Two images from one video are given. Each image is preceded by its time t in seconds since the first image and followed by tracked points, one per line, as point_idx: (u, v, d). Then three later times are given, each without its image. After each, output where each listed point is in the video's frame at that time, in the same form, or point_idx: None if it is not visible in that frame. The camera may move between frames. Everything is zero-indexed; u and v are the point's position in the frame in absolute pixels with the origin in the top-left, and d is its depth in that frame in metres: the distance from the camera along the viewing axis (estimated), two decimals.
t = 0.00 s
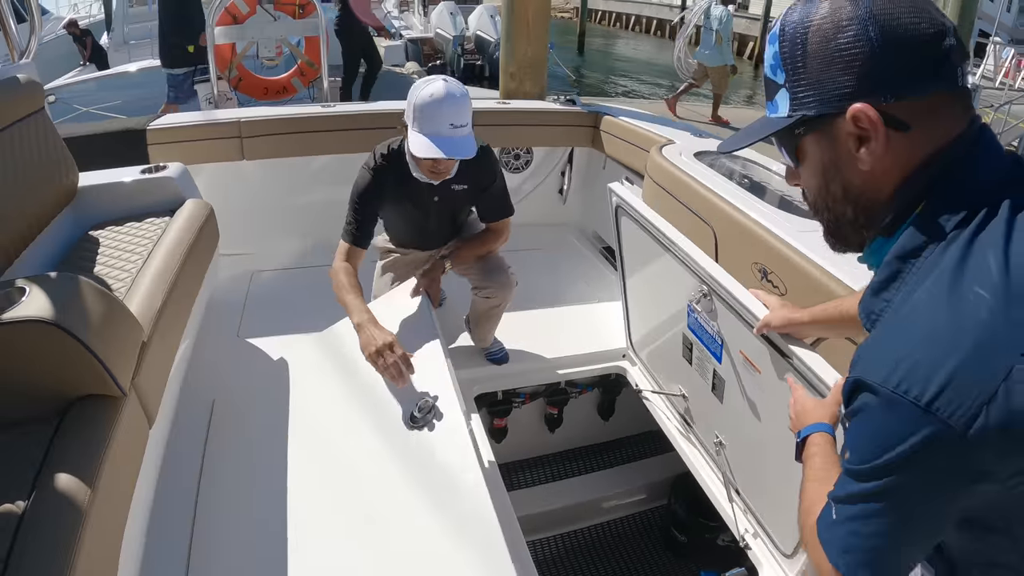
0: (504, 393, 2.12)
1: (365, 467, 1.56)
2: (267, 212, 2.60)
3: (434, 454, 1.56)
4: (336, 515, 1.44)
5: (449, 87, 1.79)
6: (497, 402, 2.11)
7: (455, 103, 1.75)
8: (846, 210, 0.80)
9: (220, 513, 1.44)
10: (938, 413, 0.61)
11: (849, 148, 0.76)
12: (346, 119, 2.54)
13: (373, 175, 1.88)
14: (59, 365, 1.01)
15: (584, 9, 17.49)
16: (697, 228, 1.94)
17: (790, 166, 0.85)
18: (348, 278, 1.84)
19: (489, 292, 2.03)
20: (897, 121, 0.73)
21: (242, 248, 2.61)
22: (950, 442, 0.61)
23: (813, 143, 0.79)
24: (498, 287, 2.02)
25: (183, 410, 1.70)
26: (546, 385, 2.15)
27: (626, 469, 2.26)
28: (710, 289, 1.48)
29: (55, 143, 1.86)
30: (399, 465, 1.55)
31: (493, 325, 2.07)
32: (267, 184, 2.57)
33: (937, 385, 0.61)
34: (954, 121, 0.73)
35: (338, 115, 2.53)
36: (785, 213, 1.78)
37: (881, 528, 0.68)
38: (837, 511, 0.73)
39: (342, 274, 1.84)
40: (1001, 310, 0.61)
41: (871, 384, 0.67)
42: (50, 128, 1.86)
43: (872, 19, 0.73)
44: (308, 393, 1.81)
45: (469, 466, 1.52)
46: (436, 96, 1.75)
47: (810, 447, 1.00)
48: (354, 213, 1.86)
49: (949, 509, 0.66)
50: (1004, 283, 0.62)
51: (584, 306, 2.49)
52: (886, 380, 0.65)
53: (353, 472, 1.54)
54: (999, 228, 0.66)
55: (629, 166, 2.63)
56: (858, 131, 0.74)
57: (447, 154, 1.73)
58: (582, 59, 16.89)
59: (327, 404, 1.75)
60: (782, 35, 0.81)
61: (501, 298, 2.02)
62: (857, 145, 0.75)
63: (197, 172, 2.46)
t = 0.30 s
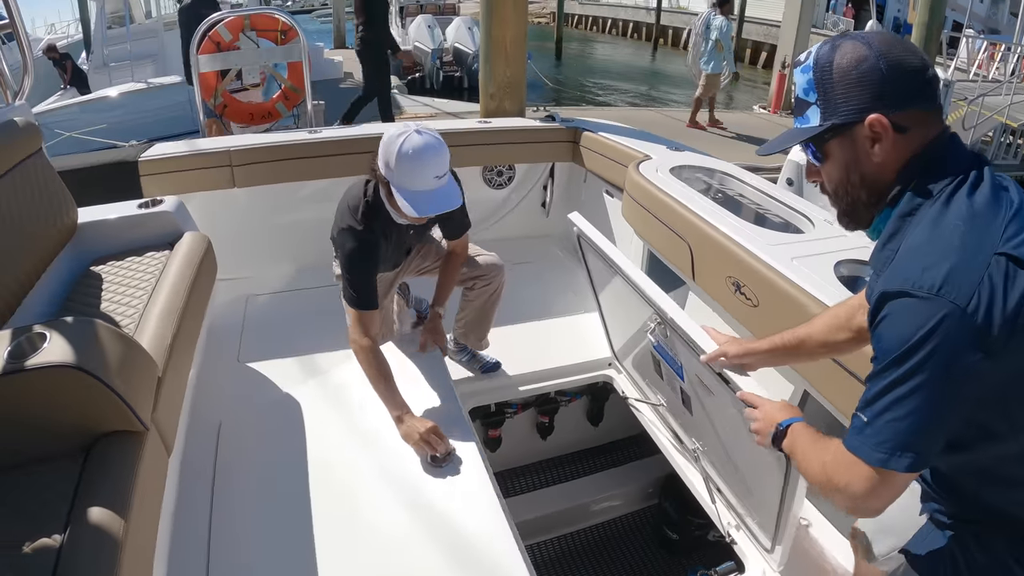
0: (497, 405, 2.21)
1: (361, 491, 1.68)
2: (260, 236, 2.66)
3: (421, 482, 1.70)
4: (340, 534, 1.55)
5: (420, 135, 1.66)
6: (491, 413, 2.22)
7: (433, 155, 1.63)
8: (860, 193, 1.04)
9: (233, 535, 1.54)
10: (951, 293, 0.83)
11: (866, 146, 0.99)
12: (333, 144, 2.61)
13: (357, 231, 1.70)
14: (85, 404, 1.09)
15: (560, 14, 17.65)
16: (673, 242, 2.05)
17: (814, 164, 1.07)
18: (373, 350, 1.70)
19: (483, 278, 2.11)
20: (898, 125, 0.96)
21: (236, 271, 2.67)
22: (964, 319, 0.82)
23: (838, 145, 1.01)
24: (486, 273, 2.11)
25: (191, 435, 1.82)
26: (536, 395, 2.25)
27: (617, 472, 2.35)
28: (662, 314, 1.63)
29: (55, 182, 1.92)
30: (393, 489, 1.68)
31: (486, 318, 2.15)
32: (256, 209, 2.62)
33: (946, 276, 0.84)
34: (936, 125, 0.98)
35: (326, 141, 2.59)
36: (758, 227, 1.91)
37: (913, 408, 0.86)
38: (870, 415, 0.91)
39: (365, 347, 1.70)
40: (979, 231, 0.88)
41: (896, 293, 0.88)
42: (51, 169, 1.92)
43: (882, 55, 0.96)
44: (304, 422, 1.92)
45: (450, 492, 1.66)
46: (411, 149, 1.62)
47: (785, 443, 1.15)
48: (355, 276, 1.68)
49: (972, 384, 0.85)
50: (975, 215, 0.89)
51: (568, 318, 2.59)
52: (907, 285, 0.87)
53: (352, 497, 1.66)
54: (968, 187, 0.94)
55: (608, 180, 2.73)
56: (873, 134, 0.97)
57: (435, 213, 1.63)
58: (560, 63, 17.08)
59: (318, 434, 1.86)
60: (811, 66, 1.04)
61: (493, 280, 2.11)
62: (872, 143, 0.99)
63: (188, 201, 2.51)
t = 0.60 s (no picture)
0: (498, 410, 2.25)
1: (365, 506, 1.75)
2: (257, 252, 2.69)
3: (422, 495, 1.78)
4: (348, 551, 1.62)
5: (425, 184, 1.63)
6: (493, 419, 2.26)
7: (441, 207, 1.61)
8: (850, 188, 1.11)
9: (248, 554, 1.61)
10: (935, 265, 0.90)
11: (857, 145, 1.07)
12: (327, 160, 2.64)
13: (371, 276, 1.67)
14: (116, 433, 1.19)
15: (543, 17, 17.71)
16: (665, 249, 2.11)
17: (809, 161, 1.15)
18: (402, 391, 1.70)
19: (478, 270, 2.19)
20: (887, 129, 1.05)
21: (235, 287, 2.70)
22: (948, 289, 0.90)
23: (834, 145, 1.09)
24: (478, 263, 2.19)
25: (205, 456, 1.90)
26: (536, 401, 2.28)
27: (617, 470, 2.41)
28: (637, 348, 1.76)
29: (58, 208, 1.95)
30: (396, 504, 1.75)
31: (487, 311, 2.25)
32: (252, 223, 2.64)
33: (930, 252, 0.92)
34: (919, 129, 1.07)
35: (320, 157, 2.62)
36: (746, 234, 1.98)
37: (908, 372, 0.92)
38: (870, 381, 0.96)
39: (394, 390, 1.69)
40: (957, 209, 0.95)
41: (887, 270, 0.95)
42: (54, 195, 1.94)
43: (877, 68, 1.05)
44: (310, 439, 1.98)
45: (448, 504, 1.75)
46: (420, 201, 1.59)
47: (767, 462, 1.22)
48: (375, 322, 1.65)
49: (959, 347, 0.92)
50: (953, 197, 0.97)
51: (563, 326, 2.64)
52: (897, 261, 0.94)
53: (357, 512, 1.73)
54: (945, 174, 1.02)
55: (599, 187, 2.79)
56: (865, 136, 1.06)
57: (444, 265, 1.62)
58: (543, 66, 17.20)
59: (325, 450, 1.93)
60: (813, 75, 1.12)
61: (488, 271, 2.20)
62: (864, 143, 1.06)
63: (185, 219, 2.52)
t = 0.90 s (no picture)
0: (506, 406, 2.26)
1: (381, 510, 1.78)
2: (260, 254, 2.69)
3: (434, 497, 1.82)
4: (366, 552, 1.66)
5: (455, 215, 1.61)
6: (501, 415, 2.27)
7: (471, 237, 1.59)
8: (819, 212, 1.15)
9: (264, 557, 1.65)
10: (889, 289, 0.97)
11: (825, 172, 1.10)
12: (330, 162, 2.65)
13: (399, 298, 1.66)
14: (145, 439, 1.23)
15: (530, 15, 17.71)
16: (669, 244, 2.13)
17: (778, 187, 1.18)
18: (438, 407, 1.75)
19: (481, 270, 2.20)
20: (853, 153, 1.08)
21: (238, 289, 2.70)
22: (901, 311, 0.97)
23: (802, 173, 1.11)
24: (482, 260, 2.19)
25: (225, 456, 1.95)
26: (543, 397, 2.29)
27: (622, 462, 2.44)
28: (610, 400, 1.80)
29: (66, 213, 1.95)
30: (408, 507, 1.79)
31: (494, 307, 2.27)
32: (254, 224, 2.64)
33: (885, 276, 0.98)
34: (883, 148, 1.10)
35: (323, 158, 2.63)
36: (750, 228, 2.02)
37: (863, 386, 1.00)
38: (829, 390, 1.04)
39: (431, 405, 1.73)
40: (915, 230, 1.01)
41: (846, 290, 1.02)
42: (62, 200, 1.94)
43: (837, 97, 1.07)
44: (321, 442, 2.01)
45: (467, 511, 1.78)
46: (450, 232, 1.57)
47: (738, 487, 1.31)
48: (405, 342, 1.67)
49: (913, 361, 0.99)
50: (912, 217, 1.03)
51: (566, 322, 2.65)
52: (857, 285, 1.00)
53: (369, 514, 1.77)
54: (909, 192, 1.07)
55: (599, 184, 2.82)
56: (832, 163, 1.09)
57: (474, 294, 1.59)
58: (531, 64, 17.23)
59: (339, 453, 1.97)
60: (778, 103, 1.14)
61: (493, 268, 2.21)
62: (831, 169, 1.09)
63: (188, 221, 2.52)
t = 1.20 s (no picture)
0: (514, 399, 2.29)
1: (397, 505, 1.81)
2: (263, 250, 2.69)
3: (451, 492, 1.85)
4: (380, 549, 1.69)
5: (481, 218, 1.62)
6: (508, 408, 2.29)
7: (496, 240, 1.60)
8: (773, 249, 1.16)
9: (281, 553, 1.67)
10: (824, 326, 1.02)
11: (772, 212, 1.11)
12: (334, 157, 2.64)
13: (418, 297, 1.66)
14: (166, 431, 1.24)
15: (522, 13, 17.70)
16: (674, 235, 2.16)
17: (731, 227, 1.19)
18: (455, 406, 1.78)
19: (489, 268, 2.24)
20: (796, 189, 1.09)
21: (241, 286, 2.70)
22: (838, 346, 1.02)
23: (750, 215, 1.13)
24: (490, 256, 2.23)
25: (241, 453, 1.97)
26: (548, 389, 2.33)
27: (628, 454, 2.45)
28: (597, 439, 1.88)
29: (72, 208, 1.94)
30: (422, 503, 1.82)
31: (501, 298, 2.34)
32: (258, 220, 2.63)
33: (821, 315, 1.03)
34: (825, 176, 1.12)
35: (328, 153, 2.63)
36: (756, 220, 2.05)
37: (808, 414, 1.06)
38: (778, 415, 1.11)
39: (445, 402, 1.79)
40: (854, 261, 1.05)
41: (789, 326, 1.07)
42: (68, 195, 1.93)
43: (775, 137, 1.09)
44: (333, 439, 2.03)
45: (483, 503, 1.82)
46: (477, 234, 1.57)
47: (705, 508, 1.41)
48: (422, 341, 1.68)
49: (855, 387, 1.05)
50: (853, 246, 1.06)
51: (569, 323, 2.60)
52: (799, 322, 1.06)
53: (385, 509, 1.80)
54: (851, 218, 1.09)
55: (602, 178, 2.83)
56: (777, 203, 1.10)
57: (496, 297, 1.61)
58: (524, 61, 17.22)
59: (352, 449, 2.00)
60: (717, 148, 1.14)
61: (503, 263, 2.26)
62: (777, 209, 1.11)
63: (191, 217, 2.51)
